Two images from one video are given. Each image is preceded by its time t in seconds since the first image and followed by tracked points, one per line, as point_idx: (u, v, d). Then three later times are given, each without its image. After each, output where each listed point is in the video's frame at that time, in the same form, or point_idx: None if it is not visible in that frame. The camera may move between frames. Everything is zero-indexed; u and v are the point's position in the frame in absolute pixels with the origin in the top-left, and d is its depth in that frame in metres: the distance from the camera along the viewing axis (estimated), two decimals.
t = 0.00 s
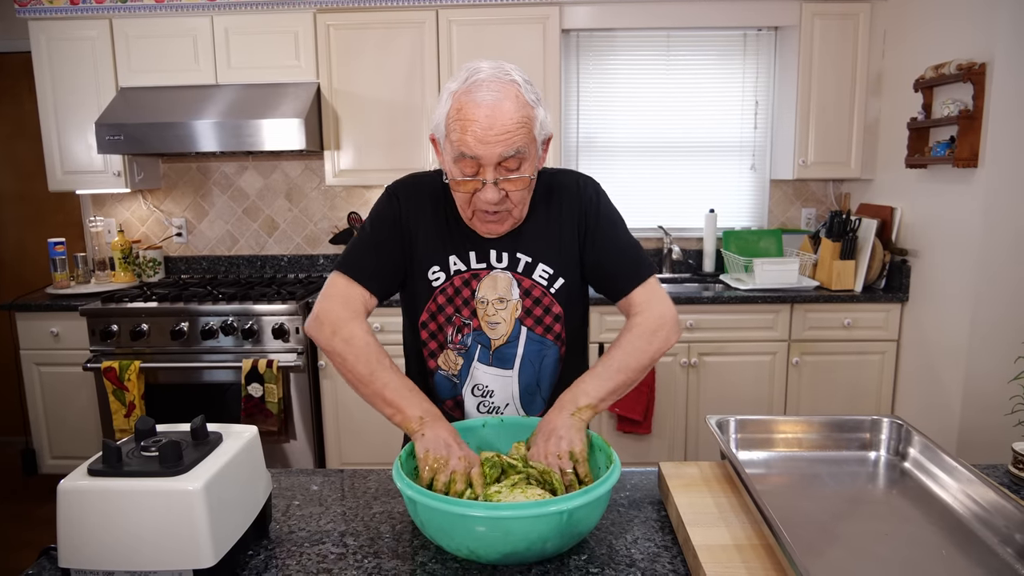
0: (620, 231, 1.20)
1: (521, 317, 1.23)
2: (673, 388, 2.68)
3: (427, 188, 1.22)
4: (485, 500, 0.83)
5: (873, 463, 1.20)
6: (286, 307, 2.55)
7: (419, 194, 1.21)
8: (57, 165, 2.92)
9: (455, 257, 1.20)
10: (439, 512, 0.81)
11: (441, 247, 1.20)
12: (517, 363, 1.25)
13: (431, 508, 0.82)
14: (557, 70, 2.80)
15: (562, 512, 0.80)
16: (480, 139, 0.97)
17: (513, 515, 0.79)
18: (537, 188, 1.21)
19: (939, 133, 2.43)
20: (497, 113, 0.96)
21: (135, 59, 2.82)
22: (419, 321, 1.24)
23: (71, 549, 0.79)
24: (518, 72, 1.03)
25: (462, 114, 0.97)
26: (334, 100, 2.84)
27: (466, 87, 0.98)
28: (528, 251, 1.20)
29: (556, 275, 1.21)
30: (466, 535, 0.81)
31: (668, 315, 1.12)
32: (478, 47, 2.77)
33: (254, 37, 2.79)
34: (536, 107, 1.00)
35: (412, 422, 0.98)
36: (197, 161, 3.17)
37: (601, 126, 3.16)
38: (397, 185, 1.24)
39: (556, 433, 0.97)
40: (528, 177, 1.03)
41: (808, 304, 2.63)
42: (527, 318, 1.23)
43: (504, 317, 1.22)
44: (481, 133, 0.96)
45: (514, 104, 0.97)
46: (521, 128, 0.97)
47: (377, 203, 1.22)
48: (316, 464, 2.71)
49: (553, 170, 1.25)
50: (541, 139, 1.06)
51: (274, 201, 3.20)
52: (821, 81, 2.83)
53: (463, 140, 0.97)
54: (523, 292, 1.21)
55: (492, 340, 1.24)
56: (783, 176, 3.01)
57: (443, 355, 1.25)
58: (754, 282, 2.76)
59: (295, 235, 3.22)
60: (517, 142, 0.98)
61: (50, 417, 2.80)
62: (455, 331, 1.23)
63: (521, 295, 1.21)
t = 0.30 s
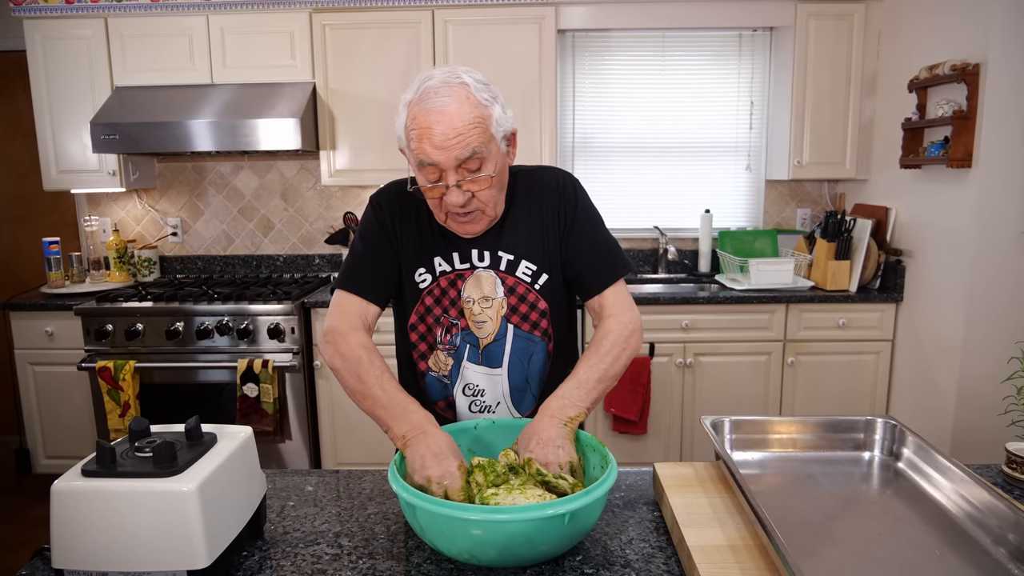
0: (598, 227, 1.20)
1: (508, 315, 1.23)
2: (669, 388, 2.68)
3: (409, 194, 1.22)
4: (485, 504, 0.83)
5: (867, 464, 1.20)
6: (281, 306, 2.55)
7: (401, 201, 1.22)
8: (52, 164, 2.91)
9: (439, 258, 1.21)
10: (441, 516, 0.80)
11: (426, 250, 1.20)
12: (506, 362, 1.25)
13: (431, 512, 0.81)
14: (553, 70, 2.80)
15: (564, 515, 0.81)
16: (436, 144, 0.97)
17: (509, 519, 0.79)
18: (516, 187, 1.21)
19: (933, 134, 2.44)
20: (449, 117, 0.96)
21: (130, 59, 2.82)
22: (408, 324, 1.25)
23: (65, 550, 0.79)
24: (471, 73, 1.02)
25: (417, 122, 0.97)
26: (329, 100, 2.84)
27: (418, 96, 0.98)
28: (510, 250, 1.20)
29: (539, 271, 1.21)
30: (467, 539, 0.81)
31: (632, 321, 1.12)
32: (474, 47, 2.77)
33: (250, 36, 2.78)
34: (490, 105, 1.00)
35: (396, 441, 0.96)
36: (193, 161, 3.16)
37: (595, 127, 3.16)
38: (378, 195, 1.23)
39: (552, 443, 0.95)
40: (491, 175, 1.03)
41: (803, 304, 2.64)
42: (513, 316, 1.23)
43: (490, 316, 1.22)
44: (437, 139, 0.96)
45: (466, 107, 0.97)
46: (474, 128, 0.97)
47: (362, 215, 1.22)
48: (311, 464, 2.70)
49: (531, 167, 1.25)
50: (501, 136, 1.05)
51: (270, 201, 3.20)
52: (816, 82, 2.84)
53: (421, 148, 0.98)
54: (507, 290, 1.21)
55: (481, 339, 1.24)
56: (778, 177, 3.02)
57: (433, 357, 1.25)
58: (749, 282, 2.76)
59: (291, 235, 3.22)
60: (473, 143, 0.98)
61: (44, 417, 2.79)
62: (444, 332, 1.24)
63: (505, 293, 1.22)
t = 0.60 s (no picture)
0: (590, 226, 1.21)
1: (501, 314, 1.22)
2: (669, 390, 2.68)
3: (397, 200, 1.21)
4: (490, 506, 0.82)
5: (866, 467, 1.20)
6: (282, 305, 2.55)
7: (390, 207, 1.21)
8: (53, 161, 2.91)
9: (430, 261, 1.20)
10: (447, 518, 0.80)
11: (417, 253, 1.20)
12: (500, 360, 1.25)
13: (433, 512, 0.81)
14: (555, 71, 2.80)
15: (569, 514, 0.81)
16: (415, 148, 0.97)
17: (507, 519, 0.79)
18: (506, 188, 1.21)
19: (935, 138, 2.44)
20: (426, 121, 0.96)
21: (133, 56, 2.82)
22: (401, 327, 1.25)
23: (64, 547, 0.79)
24: (449, 76, 1.02)
25: (396, 127, 0.98)
26: (331, 99, 2.84)
27: (397, 101, 0.99)
28: (502, 249, 1.20)
29: (532, 270, 1.21)
30: (473, 540, 0.81)
31: (629, 317, 1.13)
32: (476, 47, 2.77)
33: (252, 35, 2.79)
34: (469, 107, 1.00)
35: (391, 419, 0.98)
36: (194, 159, 3.16)
37: (597, 128, 3.16)
38: (366, 203, 1.23)
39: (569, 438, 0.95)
40: (472, 177, 1.03)
41: (804, 307, 2.64)
42: (507, 315, 1.22)
43: (483, 315, 1.22)
44: (417, 144, 0.97)
45: (443, 110, 0.97)
46: (453, 130, 0.97)
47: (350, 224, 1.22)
48: (310, 463, 2.70)
49: (520, 168, 1.24)
50: (483, 137, 1.05)
51: (271, 200, 3.20)
52: (818, 85, 2.84)
53: (402, 153, 0.98)
54: (500, 289, 1.21)
55: (475, 338, 1.24)
56: (780, 179, 3.02)
57: (428, 358, 1.26)
58: (750, 284, 2.76)
59: (292, 234, 3.22)
60: (451, 146, 0.98)
61: (44, 414, 2.80)
62: (437, 333, 1.24)
63: (499, 292, 1.21)
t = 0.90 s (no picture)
0: (610, 240, 1.22)
1: (513, 316, 1.22)
2: (670, 392, 2.68)
3: (419, 190, 1.22)
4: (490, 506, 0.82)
5: (867, 471, 1.20)
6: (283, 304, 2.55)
7: (413, 195, 1.22)
8: (56, 159, 2.91)
9: (447, 256, 1.21)
10: (447, 518, 0.80)
11: (432, 247, 1.21)
12: (507, 361, 1.24)
13: (432, 512, 0.81)
14: (559, 72, 2.80)
15: (569, 515, 0.81)
16: (466, 139, 0.97)
17: (506, 519, 0.79)
18: (532, 191, 1.21)
19: (939, 141, 2.43)
20: (482, 115, 0.96)
21: (136, 55, 2.82)
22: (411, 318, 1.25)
23: (64, 545, 0.79)
24: (504, 75, 1.03)
25: (448, 116, 0.97)
26: (334, 98, 2.84)
27: (452, 91, 0.99)
28: (521, 252, 1.20)
29: (548, 276, 1.21)
30: (473, 540, 0.81)
31: (638, 330, 1.13)
32: (480, 48, 2.77)
33: (256, 34, 2.79)
34: (523, 108, 1.01)
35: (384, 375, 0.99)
36: (197, 157, 3.17)
37: (600, 128, 3.16)
38: (391, 186, 1.24)
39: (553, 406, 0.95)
40: (516, 177, 1.03)
41: (806, 309, 2.64)
42: (519, 317, 1.22)
43: (495, 316, 1.22)
44: (467, 136, 0.97)
45: (498, 107, 0.97)
46: (506, 128, 0.97)
47: (368, 202, 1.23)
48: (310, 462, 2.70)
49: (547, 174, 1.25)
50: (528, 140, 1.06)
51: (273, 199, 3.20)
52: (822, 88, 2.83)
53: (449, 143, 0.98)
54: (515, 291, 1.21)
55: (483, 338, 1.23)
56: (782, 181, 3.01)
57: (434, 352, 1.25)
58: (752, 286, 2.76)
59: (293, 232, 3.22)
60: (502, 143, 0.98)
61: (45, 411, 2.80)
62: (446, 329, 1.24)
63: (513, 294, 1.21)
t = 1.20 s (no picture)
0: (636, 246, 1.23)
1: (532, 318, 1.22)
2: (673, 391, 2.67)
3: (442, 189, 1.22)
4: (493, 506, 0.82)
5: (872, 471, 1.19)
6: (287, 303, 2.55)
7: (435, 194, 1.21)
8: (61, 158, 2.92)
9: (467, 256, 1.20)
10: (452, 518, 0.80)
11: (453, 247, 1.20)
12: (523, 364, 1.24)
13: (436, 512, 0.81)
14: (563, 71, 2.79)
15: (574, 515, 0.81)
16: (498, 136, 0.97)
17: (510, 519, 0.79)
18: (557, 193, 1.21)
19: (944, 140, 2.42)
20: (516, 112, 0.96)
21: (140, 54, 2.83)
22: (426, 317, 1.24)
23: (68, 544, 0.79)
24: (536, 73, 1.03)
25: (480, 112, 0.97)
26: (338, 98, 2.84)
27: (484, 86, 0.99)
28: (543, 254, 1.20)
29: (569, 279, 1.21)
30: (476, 540, 0.81)
31: (672, 329, 1.16)
32: (483, 47, 2.77)
33: (259, 33, 2.79)
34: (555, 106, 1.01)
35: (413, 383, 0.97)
36: (201, 156, 3.17)
37: (605, 128, 3.15)
38: (411, 184, 1.24)
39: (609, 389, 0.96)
40: (546, 176, 1.03)
41: (810, 309, 2.63)
42: (537, 320, 1.22)
43: (513, 317, 1.22)
44: (500, 131, 0.96)
45: (532, 103, 0.97)
46: (539, 125, 0.97)
47: (388, 200, 1.22)
48: (314, 460, 2.71)
49: (572, 175, 1.25)
50: (558, 140, 1.05)
51: (277, 198, 3.20)
52: (826, 87, 2.82)
53: (481, 138, 0.97)
54: (535, 293, 1.21)
55: (500, 339, 1.23)
56: (787, 181, 3.01)
57: (449, 352, 1.24)
58: (756, 286, 2.75)
59: (297, 232, 3.23)
60: (535, 141, 0.97)
61: (50, 410, 2.81)
62: (462, 330, 1.23)
63: (533, 296, 1.21)
